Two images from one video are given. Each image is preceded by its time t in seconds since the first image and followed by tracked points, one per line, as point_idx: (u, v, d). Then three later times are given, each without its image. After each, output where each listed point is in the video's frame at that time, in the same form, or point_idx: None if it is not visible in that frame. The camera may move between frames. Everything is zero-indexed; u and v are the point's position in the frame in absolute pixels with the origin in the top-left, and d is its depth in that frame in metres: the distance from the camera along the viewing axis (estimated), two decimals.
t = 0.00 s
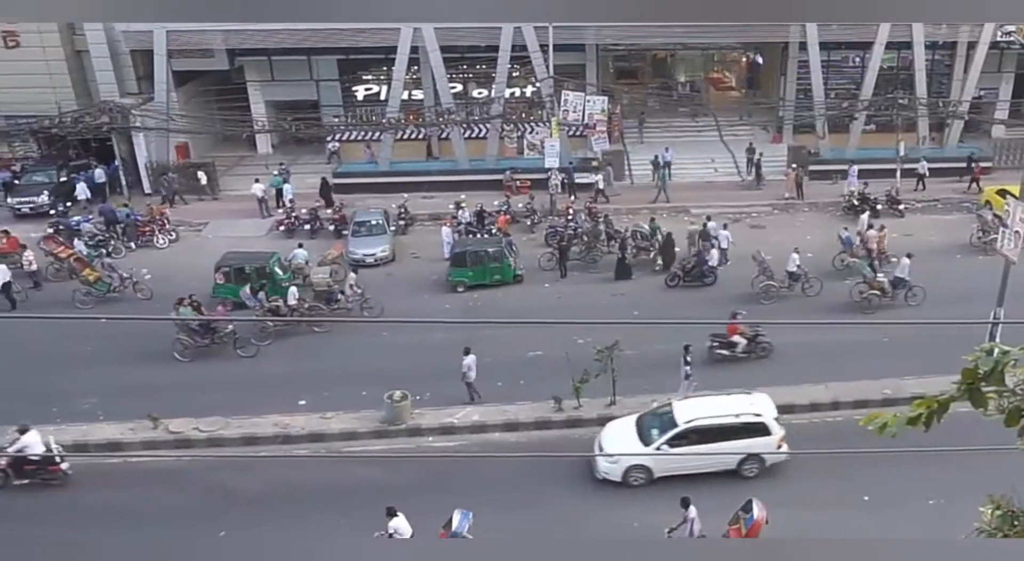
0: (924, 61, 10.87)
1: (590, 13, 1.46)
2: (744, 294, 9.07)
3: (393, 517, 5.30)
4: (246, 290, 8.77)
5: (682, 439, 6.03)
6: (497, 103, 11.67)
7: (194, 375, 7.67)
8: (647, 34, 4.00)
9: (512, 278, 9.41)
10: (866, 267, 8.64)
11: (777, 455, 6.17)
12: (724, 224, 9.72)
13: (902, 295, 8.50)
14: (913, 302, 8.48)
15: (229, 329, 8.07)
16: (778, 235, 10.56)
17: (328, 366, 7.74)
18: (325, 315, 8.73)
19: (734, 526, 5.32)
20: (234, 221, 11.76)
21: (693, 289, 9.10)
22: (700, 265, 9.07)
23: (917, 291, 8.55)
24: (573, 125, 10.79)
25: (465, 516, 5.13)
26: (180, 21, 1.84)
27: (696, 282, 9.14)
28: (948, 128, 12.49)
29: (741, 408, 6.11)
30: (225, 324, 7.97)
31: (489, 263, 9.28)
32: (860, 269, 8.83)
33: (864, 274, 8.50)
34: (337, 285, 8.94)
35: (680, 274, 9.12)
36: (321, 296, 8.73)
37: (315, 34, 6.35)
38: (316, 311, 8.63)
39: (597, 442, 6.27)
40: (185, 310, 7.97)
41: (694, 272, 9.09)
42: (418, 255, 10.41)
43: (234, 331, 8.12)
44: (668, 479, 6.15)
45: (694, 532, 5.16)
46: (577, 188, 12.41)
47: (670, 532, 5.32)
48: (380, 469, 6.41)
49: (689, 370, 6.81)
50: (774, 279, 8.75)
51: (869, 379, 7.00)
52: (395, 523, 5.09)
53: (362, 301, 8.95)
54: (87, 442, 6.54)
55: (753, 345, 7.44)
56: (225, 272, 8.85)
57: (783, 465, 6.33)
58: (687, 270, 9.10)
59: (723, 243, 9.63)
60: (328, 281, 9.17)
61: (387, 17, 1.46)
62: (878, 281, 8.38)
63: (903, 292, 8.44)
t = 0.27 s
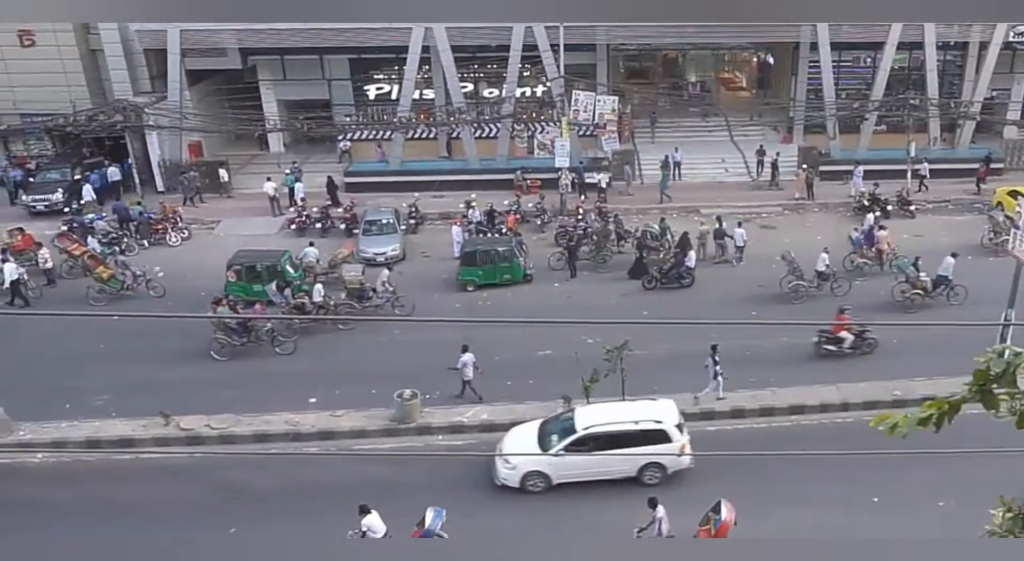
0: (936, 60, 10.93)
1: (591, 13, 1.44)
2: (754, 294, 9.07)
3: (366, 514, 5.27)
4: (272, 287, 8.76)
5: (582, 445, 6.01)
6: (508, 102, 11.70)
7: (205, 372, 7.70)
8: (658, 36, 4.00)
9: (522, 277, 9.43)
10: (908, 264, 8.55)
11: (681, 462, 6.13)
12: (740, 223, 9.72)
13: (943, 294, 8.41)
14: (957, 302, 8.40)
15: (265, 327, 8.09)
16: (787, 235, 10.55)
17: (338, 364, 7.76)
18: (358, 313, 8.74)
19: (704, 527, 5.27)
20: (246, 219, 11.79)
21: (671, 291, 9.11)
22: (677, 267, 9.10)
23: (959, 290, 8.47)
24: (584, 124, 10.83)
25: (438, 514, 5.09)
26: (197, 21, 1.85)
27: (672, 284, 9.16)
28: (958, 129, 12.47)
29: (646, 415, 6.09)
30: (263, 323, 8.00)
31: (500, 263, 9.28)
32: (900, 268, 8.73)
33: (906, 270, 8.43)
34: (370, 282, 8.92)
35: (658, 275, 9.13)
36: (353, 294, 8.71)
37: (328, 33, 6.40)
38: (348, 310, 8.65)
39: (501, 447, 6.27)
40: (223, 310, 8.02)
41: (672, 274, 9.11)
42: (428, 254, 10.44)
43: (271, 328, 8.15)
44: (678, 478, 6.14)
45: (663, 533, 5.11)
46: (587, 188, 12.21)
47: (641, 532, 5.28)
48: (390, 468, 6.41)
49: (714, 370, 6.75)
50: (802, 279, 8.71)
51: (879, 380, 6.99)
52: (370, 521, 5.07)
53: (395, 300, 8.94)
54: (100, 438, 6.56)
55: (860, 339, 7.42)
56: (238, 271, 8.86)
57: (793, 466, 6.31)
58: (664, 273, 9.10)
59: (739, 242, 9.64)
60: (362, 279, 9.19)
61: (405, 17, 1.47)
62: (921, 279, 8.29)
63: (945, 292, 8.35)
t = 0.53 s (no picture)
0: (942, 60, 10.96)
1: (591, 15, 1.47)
2: (760, 293, 9.06)
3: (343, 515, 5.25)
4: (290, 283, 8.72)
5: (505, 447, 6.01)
6: (515, 102, 11.73)
7: (211, 370, 7.71)
8: (662, 36, 4.01)
9: (527, 277, 9.42)
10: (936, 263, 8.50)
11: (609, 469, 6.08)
12: (747, 223, 9.72)
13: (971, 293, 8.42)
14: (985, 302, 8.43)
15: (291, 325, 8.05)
16: (792, 236, 10.52)
17: (343, 363, 7.77)
18: (379, 311, 8.76)
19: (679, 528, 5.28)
20: (252, 219, 11.80)
21: (650, 292, 9.07)
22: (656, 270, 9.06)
23: (987, 290, 8.49)
24: (590, 124, 10.82)
25: (418, 512, 5.11)
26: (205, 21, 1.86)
27: (653, 287, 9.12)
28: (965, 130, 12.43)
29: (572, 419, 6.09)
30: (290, 321, 7.99)
31: (505, 263, 9.28)
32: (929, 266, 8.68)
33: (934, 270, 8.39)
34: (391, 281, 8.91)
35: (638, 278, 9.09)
36: (375, 293, 8.73)
37: (334, 32, 6.40)
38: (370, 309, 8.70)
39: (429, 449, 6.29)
40: (250, 310, 8.02)
41: (651, 276, 9.08)
42: (434, 254, 10.45)
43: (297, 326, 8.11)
44: (682, 480, 6.13)
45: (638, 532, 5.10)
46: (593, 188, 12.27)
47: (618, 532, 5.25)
48: (395, 466, 6.42)
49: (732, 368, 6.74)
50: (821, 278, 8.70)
51: (884, 381, 6.97)
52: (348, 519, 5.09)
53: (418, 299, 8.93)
54: (107, 436, 6.59)
55: (935, 338, 7.42)
56: (244, 270, 8.93)
57: (797, 466, 6.30)
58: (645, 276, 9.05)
59: (747, 239, 9.65)
60: (385, 278, 9.18)
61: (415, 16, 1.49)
62: (950, 279, 8.26)
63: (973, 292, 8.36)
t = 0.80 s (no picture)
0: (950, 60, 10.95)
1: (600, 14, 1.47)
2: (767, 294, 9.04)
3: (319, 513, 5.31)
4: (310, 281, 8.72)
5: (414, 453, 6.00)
6: (521, 102, 11.73)
7: (218, 368, 7.73)
8: (670, 37, 4.01)
9: (533, 276, 9.42)
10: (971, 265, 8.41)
11: (519, 471, 6.07)
12: (760, 221, 9.70)
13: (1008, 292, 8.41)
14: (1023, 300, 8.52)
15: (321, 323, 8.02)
16: (799, 237, 10.45)
17: (349, 362, 7.78)
18: (405, 310, 8.73)
19: (651, 527, 5.29)
20: (259, 217, 11.82)
21: (627, 294, 9.06)
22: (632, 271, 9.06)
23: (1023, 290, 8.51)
24: (596, 124, 10.83)
25: (394, 511, 5.19)
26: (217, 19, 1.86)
27: (629, 289, 9.10)
28: (972, 130, 12.39)
29: (483, 423, 6.00)
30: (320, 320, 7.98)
31: (511, 262, 9.28)
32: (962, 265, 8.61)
33: (973, 270, 8.33)
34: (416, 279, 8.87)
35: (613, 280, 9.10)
36: (400, 292, 8.69)
37: (341, 32, 6.42)
38: (397, 308, 8.69)
39: (342, 452, 6.29)
40: (279, 309, 8.00)
41: (627, 277, 9.08)
42: (439, 254, 10.46)
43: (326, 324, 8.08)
44: (687, 479, 6.12)
45: (611, 531, 5.15)
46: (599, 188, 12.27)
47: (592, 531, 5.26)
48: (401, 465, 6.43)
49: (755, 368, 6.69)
50: (844, 279, 8.66)
51: (891, 382, 6.95)
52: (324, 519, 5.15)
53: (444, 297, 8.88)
54: (115, 434, 6.62)
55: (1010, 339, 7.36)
56: (252, 269, 8.95)
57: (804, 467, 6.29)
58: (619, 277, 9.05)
59: (758, 237, 9.66)
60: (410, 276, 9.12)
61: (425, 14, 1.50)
62: (988, 279, 8.22)
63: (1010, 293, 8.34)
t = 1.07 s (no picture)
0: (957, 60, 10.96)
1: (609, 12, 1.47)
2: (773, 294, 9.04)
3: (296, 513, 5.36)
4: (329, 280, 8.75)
5: (326, 454, 5.99)
6: (527, 101, 11.74)
7: (225, 366, 7.76)
8: (677, 37, 4.02)
9: (540, 276, 9.43)
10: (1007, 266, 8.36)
11: (431, 473, 6.09)
12: (770, 220, 9.71)
13: None
14: None
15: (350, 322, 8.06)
16: (806, 238, 10.43)
17: (356, 361, 7.80)
18: (429, 310, 8.79)
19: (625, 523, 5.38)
20: (266, 216, 11.86)
21: (604, 294, 9.04)
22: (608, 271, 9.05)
23: None
24: (603, 123, 10.85)
25: (369, 510, 5.28)
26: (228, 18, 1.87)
27: (606, 289, 9.09)
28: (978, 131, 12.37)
29: (393, 425, 6.03)
30: (350, 318, 8.05)
31: (518, 262, 9.30)
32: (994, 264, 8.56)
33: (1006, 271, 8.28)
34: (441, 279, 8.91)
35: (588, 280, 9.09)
36: (423, 292, 8.73)
37: (349, 32, 6.44)
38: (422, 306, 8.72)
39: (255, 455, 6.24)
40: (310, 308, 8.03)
41: (603, 278, 9.07)
42: (446, 253, 10.48)
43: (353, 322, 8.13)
44: (693, 479, 6.12)
45: (583, 530, 5.16)
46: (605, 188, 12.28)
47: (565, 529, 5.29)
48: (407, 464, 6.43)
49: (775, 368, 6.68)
50: (866, 278, 8.67)
51: (898, 383, 6.94)
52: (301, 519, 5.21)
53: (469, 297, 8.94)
54: (123, 431, 6.65)
55: None
56: (259, 268, 8.98)
57: (810, 468, 6.29)
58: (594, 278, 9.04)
59: (768, 236, 9.68)
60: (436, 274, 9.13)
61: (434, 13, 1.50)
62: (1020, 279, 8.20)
63: None
